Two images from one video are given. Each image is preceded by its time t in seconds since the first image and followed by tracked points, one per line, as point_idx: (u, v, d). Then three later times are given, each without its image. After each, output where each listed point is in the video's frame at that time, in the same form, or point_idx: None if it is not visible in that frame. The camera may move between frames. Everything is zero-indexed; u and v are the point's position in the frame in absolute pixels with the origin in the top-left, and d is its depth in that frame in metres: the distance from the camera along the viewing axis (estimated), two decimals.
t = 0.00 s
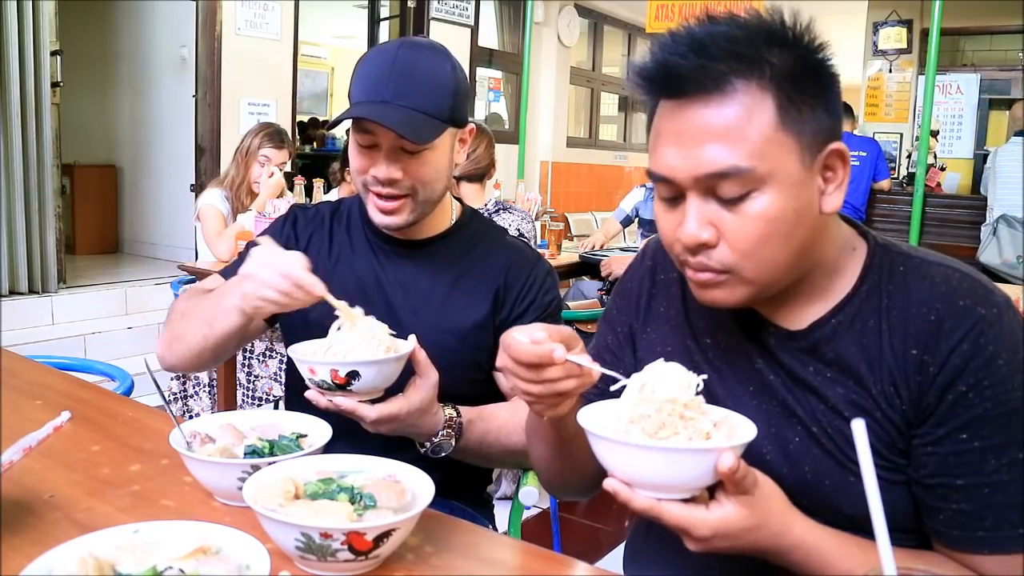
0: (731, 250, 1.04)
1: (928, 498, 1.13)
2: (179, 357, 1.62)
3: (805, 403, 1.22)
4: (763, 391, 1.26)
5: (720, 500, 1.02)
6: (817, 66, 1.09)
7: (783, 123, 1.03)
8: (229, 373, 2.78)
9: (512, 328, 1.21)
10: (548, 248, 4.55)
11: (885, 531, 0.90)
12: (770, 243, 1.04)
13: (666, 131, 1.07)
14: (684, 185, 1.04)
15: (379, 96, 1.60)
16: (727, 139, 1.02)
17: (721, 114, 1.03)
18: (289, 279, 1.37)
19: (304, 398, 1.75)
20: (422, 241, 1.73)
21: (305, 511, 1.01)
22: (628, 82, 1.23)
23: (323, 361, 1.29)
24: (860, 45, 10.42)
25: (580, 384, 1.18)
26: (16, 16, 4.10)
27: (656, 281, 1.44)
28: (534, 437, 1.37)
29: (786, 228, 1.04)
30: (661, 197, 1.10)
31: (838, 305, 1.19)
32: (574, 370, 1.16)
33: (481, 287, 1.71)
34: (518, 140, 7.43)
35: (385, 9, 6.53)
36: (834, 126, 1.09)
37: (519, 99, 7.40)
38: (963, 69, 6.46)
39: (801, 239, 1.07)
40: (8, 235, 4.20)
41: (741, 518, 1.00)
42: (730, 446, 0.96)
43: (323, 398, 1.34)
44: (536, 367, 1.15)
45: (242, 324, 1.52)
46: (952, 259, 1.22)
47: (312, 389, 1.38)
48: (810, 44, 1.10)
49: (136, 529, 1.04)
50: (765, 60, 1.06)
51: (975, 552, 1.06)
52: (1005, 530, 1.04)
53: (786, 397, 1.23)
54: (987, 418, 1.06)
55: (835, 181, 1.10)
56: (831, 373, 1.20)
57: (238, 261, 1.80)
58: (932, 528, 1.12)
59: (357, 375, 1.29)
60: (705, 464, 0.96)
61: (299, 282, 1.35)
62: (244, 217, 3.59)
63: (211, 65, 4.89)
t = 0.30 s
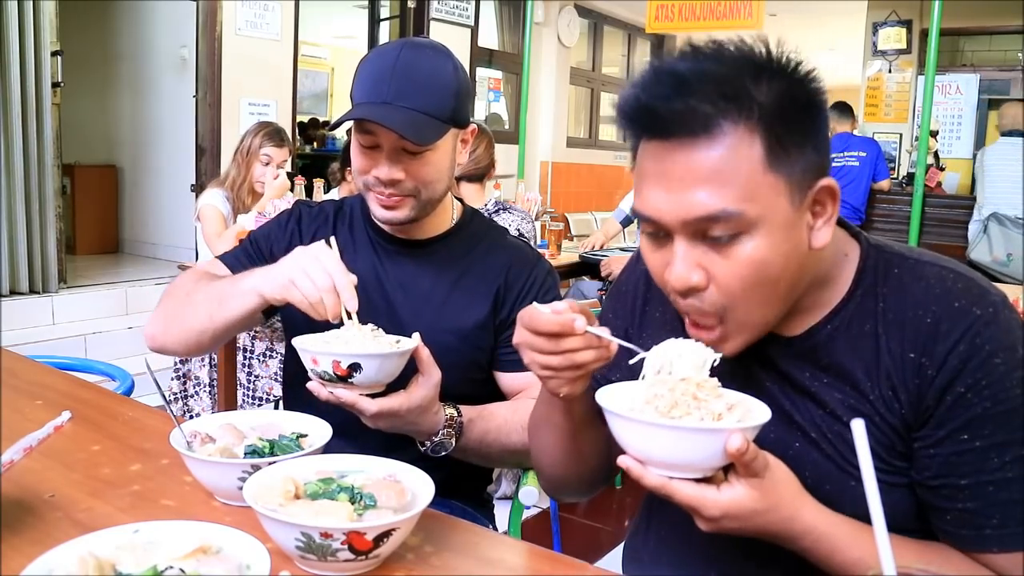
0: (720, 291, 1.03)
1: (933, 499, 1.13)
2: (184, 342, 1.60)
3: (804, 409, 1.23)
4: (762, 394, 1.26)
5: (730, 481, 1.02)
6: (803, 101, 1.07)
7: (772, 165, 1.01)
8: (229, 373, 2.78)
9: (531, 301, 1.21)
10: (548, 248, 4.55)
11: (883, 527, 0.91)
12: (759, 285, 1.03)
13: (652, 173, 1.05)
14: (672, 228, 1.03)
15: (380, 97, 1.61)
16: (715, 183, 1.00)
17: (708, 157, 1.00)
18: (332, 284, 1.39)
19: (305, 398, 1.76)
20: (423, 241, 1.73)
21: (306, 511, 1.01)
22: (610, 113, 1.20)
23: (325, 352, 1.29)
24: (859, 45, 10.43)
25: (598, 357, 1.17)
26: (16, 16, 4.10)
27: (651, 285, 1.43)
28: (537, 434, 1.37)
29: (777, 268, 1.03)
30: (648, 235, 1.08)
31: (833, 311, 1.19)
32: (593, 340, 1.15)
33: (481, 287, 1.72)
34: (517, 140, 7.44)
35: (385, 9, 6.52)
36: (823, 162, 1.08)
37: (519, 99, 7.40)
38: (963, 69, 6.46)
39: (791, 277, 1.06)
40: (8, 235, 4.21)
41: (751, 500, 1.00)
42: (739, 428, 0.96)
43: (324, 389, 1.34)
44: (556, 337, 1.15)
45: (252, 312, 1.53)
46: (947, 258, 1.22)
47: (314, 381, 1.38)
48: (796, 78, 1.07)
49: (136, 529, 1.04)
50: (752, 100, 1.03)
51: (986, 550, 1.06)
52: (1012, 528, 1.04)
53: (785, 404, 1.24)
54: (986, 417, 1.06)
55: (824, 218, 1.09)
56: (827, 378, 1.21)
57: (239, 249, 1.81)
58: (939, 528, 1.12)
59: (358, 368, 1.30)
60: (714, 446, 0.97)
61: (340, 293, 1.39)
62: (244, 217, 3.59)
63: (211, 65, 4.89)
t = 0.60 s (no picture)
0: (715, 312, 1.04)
1: (934, 507, 1.13)
2: (172, 333, 1.59)
3: (803, 417, 1.23)
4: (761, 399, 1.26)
5: (734, 476, 1.03)
6: (787, 118, 1.05)
7: (759, 193, 1.00)
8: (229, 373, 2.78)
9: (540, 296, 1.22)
10: (548, 248, 4.55)
11: (883, 531, 0.90)
12: (753, 308, 1.03)
13: (639, 207, 1.04)
14: (663, 258, 1.02)
15: (384, 97, 1.60)
16: (703, 215, 0.99)
17: (694, 190, 0.99)
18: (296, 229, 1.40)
19: (304, 398, 1.76)
20: (425, 239, 1.73)
21: (305, 511, 1.01)
22: (592, 136, 1.18)
23: (330, 352, 1.29)
24: (859, 45, 10.44)
25: (611, 344, 1.18)
26: (16, 16, 4.10)
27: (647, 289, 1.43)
28: (539, 431, 1.37)
29: (771, 291, 1.03)
30: (638, 262, 1.08)
31: (830, 319, 1.19)
32: (606, 328, 1.17)
33: (482, 287, 1.72)
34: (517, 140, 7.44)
35: (385, 9, 6.51)
36: (812, 180, 1.06)
37: (519, 99, 7.41)
38: (963, 69, 6.46)
39: (786, 296, 1.06)
40: (8, 235, 4.21)
41: (754, 496, 1.00)
42: (743, 423, 0.96)
43: (328, 390, 1.34)
44: (569, 325, 1.16)
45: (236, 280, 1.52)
46: (945, 264, 1.22)
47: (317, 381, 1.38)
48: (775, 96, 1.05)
49: (136, 529, 1.04)
50: (733, 127, 1.01)
51: (987, 557, 1.06)
52: (1013, 535, 1.04)
53: (784, 413, 1.24)
54: (986, 425, 1.06)
55: (816, 232, 1.09)
56: (825, 387, 1.21)
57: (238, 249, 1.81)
58: (940, 534, 1.13)
59: (363, 368, 1.29)
60: (717, 440, 0.97)
61: (306, 237, 1.38)
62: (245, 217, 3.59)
63: (211, 65, 4.89)
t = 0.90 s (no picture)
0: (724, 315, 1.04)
1: (934, 507, 1.13)
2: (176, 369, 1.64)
3: (803, 417, 1.23)
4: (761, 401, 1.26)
5: (732, 482, 1.03)
6: (774, 114, 1.05)
7: (757, 196, 1.00)
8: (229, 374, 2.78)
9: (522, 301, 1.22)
10: (548, 248, 4.56)
11: (884, 532, 0.90)
12: (760, 308, 1.03)
13: (637, 223, 1.03)
14: (665, 269, 1.02)
15: (381, 100, 1.61)
16: (703, 228, 0.99)
17: (692, 203, 0.99)
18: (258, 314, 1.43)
19: (304, 398, 1.76)
20: (425, 241, 1.73)
21: (305, 511, 1.01)
22: (580, 152, 1.17)
23: (330, 352, 1.28)
24: (859, 45, 10.44)
25: (588, 353, 1.18)
26: (16, 16, 4.10)
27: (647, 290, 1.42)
28: (536, 435, 1.37)
29: (776, 289, 1.03)
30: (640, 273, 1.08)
31: (830, 319, 1.19)
32: (584, 338, 1.17)
33: (481, 287, 1.72)
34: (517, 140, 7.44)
35: (385, 8, 6.51)
36: (808, 173, 1.06)
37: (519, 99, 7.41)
38: (964, 69, 6.47)
39: (791, 295, 1.07)
40: (9, 235, 4.21)
41: (753, 502, 1.00)
42: (741, 430, 0.96)
43: (327, 390, 1.33)
44: (546, 334, 1.16)
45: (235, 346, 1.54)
46: (943, 263, 1.22)
47: (316, 381, 1.37)
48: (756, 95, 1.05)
49: (136, 529, 1.04)
50: (722, 136, 1.01)
51: (988, 558, 1.07)
52: (1014, 536, 1.05)
53: (785, 413, 1.24)
54: (986, 426, 1.07)
55: (818, 222, 1.09)
56: (826, 387, 1.21)
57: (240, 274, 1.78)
58: (941, 535, 1.13)
59: (364, 367, 1.29)
60: (715, 447, 0.97)
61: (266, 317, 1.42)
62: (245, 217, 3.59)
63: (211, 65, 4.89)
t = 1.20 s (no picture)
0: (725, 314, 1.04)
1: (936, 507, 1.13)
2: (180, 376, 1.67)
3: (805, 416, 1.23)
4: (762, 401, 1.26)
5: (734, 487, 1.03)
6: (779, 112, 1.05)
7: (760, 193, 1.00)
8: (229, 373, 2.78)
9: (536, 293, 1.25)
10: (548, 248, 4.56)
11: (886, 534, 0.90)
12: (761, 307, 1.03)
13: (640, 217, 1.03)
14: (667, 265, 1.02)
15: (375, 100, 1.61)
16: (705, 222, 0.99)
17: (695, 198, 0.99)
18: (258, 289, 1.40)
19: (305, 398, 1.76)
20: (422, 241, 1.73)
21: (306, 511, 1.01)
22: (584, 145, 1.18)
23: (320, 357, 1.28)
24: (859, 45, 10.44)
25: (579, 360, 1.20)
26: (16, 16, 4.10)
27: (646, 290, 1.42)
28: (536, 436, 1.37)
29: (778, 287, 1.03)
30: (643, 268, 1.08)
31: (833, 318, 1.19)
32: (580, 342, 1.19)
33: (480, 287, 1.72)
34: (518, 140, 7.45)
35: (385, 9, 6.51)
36: (810, 172, 1.06)
37: (519, 99, 7.41)
38: (964, 69, 6.48)
39: (792, 292, 1.07)
40: (9, 235, 4.21)
41: (754, 506, 1.00)
42: (744, 436, 0.96)
43: (319, 394, 1.33)
44: (549, 325, 1.18)
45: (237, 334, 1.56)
46: (945, 263, 1.22)
47: (308, 386, 1.37)
48: (764, 92, 1.05)
49: (136, 528, 1.04)
50: (726, 132, 1.01)
51: (989, 558, 1.07)
52: (1016, 537, 1.05)
53: (786, 412, 1.24)
54: (989, 426, 1.07)
55: (820, 222, 1.09)
56: (828, 386, 1.21)
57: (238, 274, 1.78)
58: (942, 535, 1.13)
59: (354, 372, 1.29)
60: (718, 454, 0.97)
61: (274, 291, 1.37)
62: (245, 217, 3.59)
63: (211, 65, 4.89)
